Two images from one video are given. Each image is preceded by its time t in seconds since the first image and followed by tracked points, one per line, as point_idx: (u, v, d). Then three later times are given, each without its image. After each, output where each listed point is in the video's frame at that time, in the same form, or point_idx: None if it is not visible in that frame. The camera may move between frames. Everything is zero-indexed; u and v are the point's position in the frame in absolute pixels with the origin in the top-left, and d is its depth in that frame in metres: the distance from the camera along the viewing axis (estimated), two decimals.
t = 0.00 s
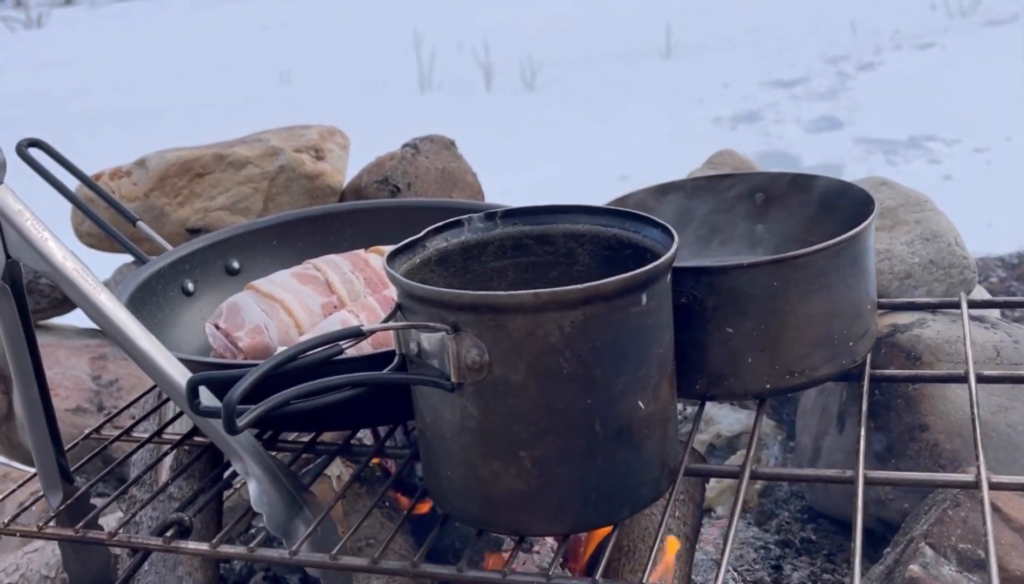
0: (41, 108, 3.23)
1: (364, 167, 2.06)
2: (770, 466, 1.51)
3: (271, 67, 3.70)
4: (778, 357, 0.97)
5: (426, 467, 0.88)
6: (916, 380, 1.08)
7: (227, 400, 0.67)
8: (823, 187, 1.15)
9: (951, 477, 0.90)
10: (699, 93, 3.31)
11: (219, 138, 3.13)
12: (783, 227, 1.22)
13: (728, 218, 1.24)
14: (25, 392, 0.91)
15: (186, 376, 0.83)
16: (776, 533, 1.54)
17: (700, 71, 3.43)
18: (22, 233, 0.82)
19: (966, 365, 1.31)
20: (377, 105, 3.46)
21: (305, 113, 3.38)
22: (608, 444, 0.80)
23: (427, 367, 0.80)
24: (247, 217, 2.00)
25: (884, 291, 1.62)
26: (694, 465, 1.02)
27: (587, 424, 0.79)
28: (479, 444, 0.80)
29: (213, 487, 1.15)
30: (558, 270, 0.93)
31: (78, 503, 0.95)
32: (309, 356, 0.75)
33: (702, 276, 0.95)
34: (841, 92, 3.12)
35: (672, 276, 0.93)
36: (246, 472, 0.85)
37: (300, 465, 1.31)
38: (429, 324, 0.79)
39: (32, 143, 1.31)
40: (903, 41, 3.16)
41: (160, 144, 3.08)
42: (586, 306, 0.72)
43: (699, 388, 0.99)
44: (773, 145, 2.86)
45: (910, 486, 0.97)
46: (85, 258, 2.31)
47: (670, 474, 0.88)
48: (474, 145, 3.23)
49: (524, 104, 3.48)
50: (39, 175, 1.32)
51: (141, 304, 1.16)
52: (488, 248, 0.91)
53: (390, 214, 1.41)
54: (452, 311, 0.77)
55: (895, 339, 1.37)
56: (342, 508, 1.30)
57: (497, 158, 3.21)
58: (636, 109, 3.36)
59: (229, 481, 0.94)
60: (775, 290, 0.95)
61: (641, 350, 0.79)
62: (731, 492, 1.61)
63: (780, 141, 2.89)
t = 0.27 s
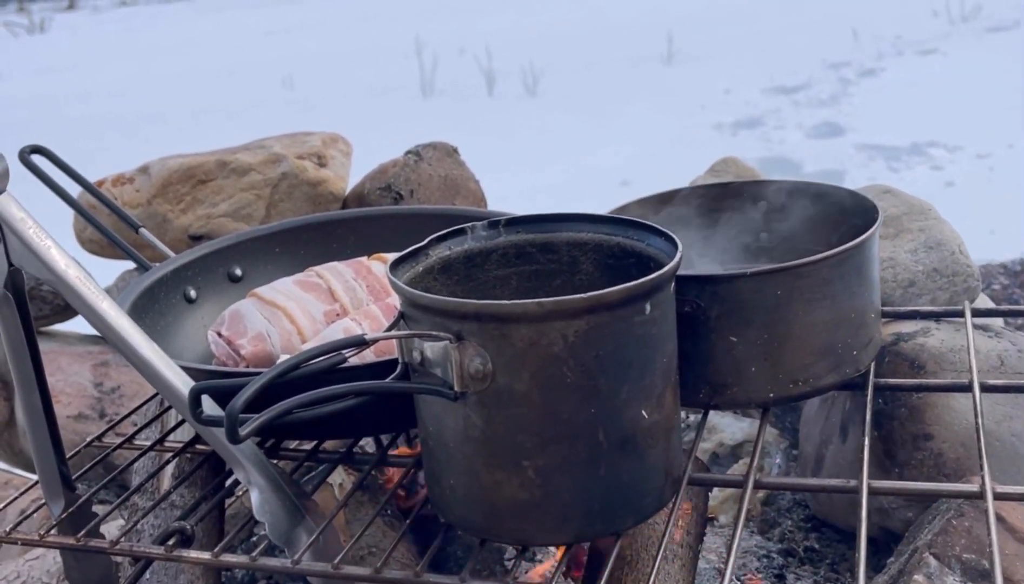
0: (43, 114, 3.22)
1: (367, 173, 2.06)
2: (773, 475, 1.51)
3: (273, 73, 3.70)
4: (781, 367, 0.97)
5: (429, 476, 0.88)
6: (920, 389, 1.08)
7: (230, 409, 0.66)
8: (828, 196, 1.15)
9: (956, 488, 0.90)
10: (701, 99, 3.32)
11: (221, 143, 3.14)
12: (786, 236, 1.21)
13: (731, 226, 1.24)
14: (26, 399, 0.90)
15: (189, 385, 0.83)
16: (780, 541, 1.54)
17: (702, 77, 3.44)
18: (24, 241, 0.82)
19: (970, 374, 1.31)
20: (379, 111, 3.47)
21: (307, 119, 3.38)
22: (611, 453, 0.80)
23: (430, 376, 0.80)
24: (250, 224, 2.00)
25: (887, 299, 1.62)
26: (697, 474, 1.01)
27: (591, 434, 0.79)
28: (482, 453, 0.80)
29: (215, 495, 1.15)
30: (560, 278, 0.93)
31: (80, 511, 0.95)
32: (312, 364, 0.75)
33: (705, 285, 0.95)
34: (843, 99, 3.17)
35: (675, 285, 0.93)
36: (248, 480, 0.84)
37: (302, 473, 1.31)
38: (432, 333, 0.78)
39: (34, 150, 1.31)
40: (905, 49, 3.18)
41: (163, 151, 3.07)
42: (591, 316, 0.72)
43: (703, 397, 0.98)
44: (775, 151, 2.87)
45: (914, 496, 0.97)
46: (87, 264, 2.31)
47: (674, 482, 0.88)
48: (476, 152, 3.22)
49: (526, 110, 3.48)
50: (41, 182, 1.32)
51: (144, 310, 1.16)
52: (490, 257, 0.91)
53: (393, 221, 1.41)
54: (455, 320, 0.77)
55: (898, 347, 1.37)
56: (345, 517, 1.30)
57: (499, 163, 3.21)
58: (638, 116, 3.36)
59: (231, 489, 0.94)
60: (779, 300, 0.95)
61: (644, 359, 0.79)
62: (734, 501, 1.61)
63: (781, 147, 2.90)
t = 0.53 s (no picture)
0: (49, 120, 3.23)
1: (371, 179, 2.06)
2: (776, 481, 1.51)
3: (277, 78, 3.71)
4: (785, 373, 0.97)
5: (432, 481, 0.88)
6: (925, 396, 1.08)
7: (234, 414, 0.67)
8: (832, 203, 1.15)
9: (960, 495, 0.89)
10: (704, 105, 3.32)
11: (226, 149, 3.14)
12: (790, 243, 1.21)
13: (735, 232, 1.25)
14: (31, 404, 0.91)
15: (194, 390, 0.84)
16: (783, 548, 1.54)
17: (705, 83, 3.44)
18: (30, 246, 0.83)
19: (974, 381, 1.31)
20: (383, 117, 3.47)
21: (311, 124, 3.39)
22: (615, 460, 0.80)
23: (434, 382, 0.80)
24: (254, 229, 2.01)
25: (891, 305, 1.62)
26: (700, 480, 1.01)
27: (594, 440, 0.79)
28: (485, 458, 0.80)
29: (219, 500, 1.15)
30: (564, 284, 0.93)
31: (84, 516, 0.95)
32: (317, 369, 0.75)
33: (709, 291, 0.95)
34: (847, 105, 3.17)
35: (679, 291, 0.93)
36: (252, 486, 0.85)
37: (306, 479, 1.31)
38: (436, 338, 0.79)
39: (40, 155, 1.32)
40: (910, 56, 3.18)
41: (169, 157, 3.08)
42: (594, 322, 0.72)
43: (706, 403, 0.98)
44: (779, 158, 2.87)
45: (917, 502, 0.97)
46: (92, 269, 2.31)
47: (677, 489, 0.88)
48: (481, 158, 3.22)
49: (531, 116, 3.49)
50: (47, 187, 1.33)
51: (149, 315, 1.16)
52: (495, 263, 0.91)
53: (397, 227, 1.41)
54: (459, 326, 0.77)
55: (902, 354, 1.37)
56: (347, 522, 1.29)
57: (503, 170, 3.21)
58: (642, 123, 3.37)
59: (235, 494, 0.94)
60: (783, 306, 0.95)
61: (648, 365, 0.79)
62: (738, 508, 1.60)
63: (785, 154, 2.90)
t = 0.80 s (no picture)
0: (57, 125, 3.24)
1: (380, 184, 2.06)
2: (787, 489, 1.50)
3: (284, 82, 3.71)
4: (798, 380, 0.96)
5: (443, 489, 0.87)
6: (939, 405, 1.07)
7: (244, 420, 0.66)
8: (845, 211, 1.14)
9: (976, 505, 0.88)
10: (711, 110, 3.32)
11: (234, 154, 3.14)
12: (803, 248, 1.21)
13: (746, 239, 1.24)
14: (40, 410, 0.90)
15: (203, 396, 0.83)
16: (794, 557, 1.53)
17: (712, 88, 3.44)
18: (40, 250, 0.82)
19: (988, 389, 1.30)
20: (391, 121, 3.47)
21: (318, 128, 3.38)
22: (627, 468, 0.79)
23: (445, 389, 0.79)
24: (262, 234, 2.01)
25: (904, 313, 1.61)
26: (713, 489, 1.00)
27: (606, 449, 0.78)
28: (497, 466, 0.79)
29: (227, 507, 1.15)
30: (576, 291, 0.92)
31: (92, 523, 0.95)
32: (327, 376, 0.74)
33: (723, 298, 0.94)
34: (854, 112, 3.12)
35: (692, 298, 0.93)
36: (262, 493, 0.84)
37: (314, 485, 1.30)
38: (447, 345, 0.78)
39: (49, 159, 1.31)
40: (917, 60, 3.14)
41: (176, 162, 3.09)
42: (608, 329, 0.71)
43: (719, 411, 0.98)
44: (786, 164, 2.86)
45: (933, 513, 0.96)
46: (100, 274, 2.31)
47: (690, 497, 0.87)
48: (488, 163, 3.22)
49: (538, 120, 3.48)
50: (55, 191, 1.32)
51: (158, 321, 1.16)
52: (506, 268, 0.91)
53: (406, 232, 1.40)
54: (471, 332, 0.76)
55: (915, 361, 1.36)
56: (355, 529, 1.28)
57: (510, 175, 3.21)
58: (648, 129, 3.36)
59: (244, 501, 0.94)
60: (797, 313, 0.94)
61: (661, 373, 0.78)
62: (748, 516, 1.59)
63: (791, 160, 2.90)
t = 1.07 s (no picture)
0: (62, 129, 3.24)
1: (385, 190, 2.06)
2: (790, 497, 1.50)
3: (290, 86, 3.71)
4: (802, 389, 0.96)
5: (445, 496, 0.87)
6: (944, 413, 1.06)
7: (246, 427, 0.66)
8: (849, 219, 1.13)
9: (980, 514, 0.88)
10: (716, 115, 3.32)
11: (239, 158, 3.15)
12: (808, 256, 1.21)
13: (751, 245, 1.24)
14: (43, 415, 0.90)
15: (206, 402, 0.83)
16: (798, 565, 1.52)
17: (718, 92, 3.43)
18: (43, 256, 0.82)
19: (993, 397, 1.29)
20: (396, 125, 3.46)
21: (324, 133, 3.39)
22: (630, 476, 0.78)
23: (447, 396, 0.79)
24: (267, 239, 2.01)
25: (909, 320, 1.61)
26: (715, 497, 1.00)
27: (609, 456, 0.78)
28: (499, 474, 0.79)
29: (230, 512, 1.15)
30: (580, 297, 0.92)
31: (94, 528, 0.95)
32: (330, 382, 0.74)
33: (726, 305, 0.94)
34: (860, 117, 3.12)
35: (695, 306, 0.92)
36: (264, 499, 0.84)
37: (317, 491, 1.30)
38: (450, 352, 0.78)
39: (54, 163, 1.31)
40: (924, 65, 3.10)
41: (182, 166, 3.09)
42: (611, 337, 0.71)
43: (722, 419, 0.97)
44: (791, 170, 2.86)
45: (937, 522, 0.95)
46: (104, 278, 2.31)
47: (693, 506, 0.86)
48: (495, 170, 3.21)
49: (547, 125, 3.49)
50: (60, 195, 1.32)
51: (162, 325, 1.16)
52: (510, 275, 0.90)
53: (410, 237, 1.41)
54: (474, 339, 0.76)
55: (921, 369, 1.35)
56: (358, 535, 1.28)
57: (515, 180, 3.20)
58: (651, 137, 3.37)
59: (246, 507, 0.93)
60: (801, 321, 0.93)
61: (664, 380, 0.78)
62: (752, 524, 1.59)
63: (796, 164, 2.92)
